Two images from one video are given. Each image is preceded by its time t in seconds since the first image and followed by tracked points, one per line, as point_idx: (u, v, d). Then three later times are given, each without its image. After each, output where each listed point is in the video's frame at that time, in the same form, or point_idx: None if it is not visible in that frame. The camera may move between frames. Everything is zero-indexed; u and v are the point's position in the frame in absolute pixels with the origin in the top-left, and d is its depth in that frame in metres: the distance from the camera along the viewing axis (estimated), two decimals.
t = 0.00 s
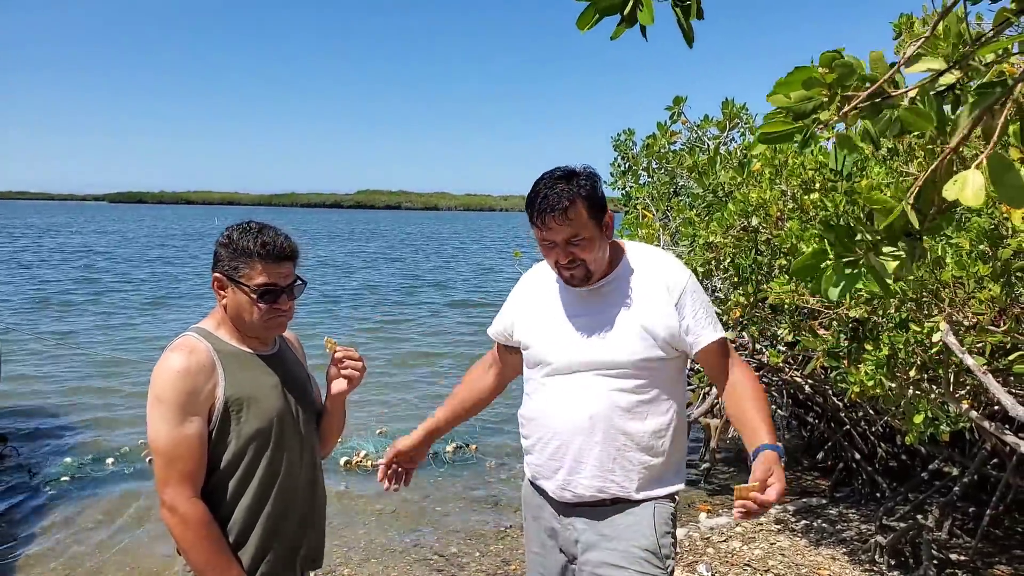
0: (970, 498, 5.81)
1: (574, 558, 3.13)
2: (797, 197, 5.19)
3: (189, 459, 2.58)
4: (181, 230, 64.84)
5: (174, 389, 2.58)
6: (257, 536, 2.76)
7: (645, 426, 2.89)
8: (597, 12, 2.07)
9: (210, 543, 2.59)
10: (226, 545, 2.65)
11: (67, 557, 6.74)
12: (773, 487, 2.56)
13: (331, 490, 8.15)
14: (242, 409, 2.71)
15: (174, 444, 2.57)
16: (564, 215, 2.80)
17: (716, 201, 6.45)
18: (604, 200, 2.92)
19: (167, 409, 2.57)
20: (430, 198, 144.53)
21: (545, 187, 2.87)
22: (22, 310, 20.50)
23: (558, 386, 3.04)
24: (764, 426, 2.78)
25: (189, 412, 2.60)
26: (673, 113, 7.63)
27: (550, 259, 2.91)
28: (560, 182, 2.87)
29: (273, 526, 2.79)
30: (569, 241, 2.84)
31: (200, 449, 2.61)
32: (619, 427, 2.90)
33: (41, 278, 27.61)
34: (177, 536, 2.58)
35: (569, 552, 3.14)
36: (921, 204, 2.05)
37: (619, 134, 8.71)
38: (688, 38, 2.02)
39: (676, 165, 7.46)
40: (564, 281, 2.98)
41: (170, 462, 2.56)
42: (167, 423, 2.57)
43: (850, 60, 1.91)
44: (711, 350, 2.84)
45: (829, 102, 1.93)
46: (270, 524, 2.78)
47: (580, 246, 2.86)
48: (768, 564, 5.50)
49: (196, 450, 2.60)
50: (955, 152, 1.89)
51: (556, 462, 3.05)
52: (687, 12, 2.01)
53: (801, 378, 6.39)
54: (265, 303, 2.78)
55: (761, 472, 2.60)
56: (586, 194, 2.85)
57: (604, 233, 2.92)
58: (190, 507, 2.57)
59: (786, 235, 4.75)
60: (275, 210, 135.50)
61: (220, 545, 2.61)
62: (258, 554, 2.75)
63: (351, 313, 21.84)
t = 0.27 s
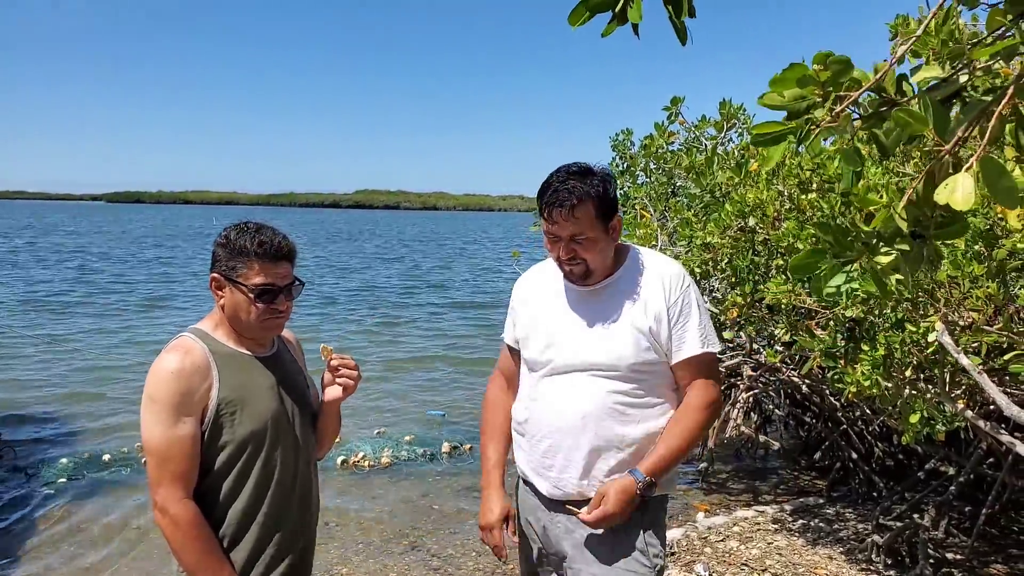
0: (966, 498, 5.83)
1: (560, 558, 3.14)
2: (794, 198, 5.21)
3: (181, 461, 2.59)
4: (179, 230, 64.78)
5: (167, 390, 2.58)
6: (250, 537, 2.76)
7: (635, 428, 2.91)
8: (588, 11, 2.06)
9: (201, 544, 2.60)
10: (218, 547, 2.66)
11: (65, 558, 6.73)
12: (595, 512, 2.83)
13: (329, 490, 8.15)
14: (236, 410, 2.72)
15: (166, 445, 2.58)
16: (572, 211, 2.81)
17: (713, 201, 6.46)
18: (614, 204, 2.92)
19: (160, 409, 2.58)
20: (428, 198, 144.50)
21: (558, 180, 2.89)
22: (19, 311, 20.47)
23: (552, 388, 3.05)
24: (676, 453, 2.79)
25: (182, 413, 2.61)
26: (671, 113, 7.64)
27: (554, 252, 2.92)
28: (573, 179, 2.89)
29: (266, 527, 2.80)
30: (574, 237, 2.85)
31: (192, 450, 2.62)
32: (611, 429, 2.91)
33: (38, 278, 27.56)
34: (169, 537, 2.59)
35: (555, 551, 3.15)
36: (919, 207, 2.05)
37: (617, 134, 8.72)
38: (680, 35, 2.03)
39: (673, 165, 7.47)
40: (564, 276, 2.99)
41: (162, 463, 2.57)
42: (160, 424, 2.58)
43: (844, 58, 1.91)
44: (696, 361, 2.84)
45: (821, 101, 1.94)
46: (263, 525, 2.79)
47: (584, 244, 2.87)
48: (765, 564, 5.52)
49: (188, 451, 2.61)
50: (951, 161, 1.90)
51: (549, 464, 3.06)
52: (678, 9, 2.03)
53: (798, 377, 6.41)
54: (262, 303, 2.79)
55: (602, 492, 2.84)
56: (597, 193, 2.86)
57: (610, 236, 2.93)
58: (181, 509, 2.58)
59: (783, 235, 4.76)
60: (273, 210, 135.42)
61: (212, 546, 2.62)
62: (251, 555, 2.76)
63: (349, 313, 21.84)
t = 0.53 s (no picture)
0: (964, 498, 5.83)
1: (558, 557, 3.12)
2: (791, 198, 5.21)
3: (179, 462, 2.58)
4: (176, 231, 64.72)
5: (166, 392, 2.58)
6: (249, 538, 2.75)
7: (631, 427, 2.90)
8: (583, 12, 2.05)
9: (198, 546, 2.58)
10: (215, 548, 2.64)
11: (62, 560, 6.72)
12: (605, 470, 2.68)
13: (328, 491, 8.14)
14: (235, 414, 2.71)
15: (164, 446, 2.56)
16: (575, 218, 2.79)
17: (710, 201, 6.45)
18: (613, 202, 2.92)
19: (158, 410, 2.57)
20: (426, 199, 144.47)
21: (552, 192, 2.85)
22: (16, 312, 20.44)
23: (549, 387, 3.04)
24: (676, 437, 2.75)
25: (180, 414, 2.60)
26: (669, 113, 7.64)
27: (559, 259, 2.90)
28: (569, 184, 2.85)
29: (265, 530, 2.78)
30: (579, 243, 2.84)
31: (191, 452, 2.61)
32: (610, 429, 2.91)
33: (37, 280, 27.53)
34: (165, 538, 2.57)
35: (553, 551, 3.13)
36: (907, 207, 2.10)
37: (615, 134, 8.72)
38: (672, 35, 2.02)
39: (671, 165, 7.46)
40: (570, 280, 2.99)
41: (159, 464, 2.56)
42: (158, 425, 2.57)
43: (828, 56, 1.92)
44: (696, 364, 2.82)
45: (809, 98, 1.92)
46: (261, 527, 2.77)
47: (588, 248, 2.86)
48: (763, 564, 5.51)
49: (186, 453, 2.59)
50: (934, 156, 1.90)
51: (545, 462, 3.06)
52: (672, 12, 2.02)
53: (796, 377, 6.41)
54: (262, 305, 2.78)
55: (611, 452, 2.72)
56: (595, 197, 2.84)
57: (612, 235, 2.93)
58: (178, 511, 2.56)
59: (781, 235, 4.76)
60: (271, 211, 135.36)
61: (209, 548, 2.61)
62: (250, 558, 2.75)
63: (347, 314, 21.82)
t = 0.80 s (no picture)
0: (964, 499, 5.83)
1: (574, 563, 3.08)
2: (791, 199, 5.21)
3: (182, 461, 2.58)
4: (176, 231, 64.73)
5: (169, 390, 2.59)
6: (252, 540, 2.75)
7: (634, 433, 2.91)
8: (588, 21, 2.04)
9: (200, 545, 2.57)
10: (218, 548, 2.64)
11: (60, 561, 6.71)
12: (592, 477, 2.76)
13: (328, 492, 8.14)
14: (236, 413, 2.71)
15: (167, 445, 2.57)
16: (580, 212, 2.79)
17: (710, 202, 6.45)
18: (614, 199, 2.94)
19: (162, 409, 2.57)
20: (426, 199, 144.49)
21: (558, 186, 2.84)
22: (16, 313, 20.44)
23: (551, 391, 3.04)
24: (671, 439, 2.74)
25: (184, 413, 2.60)
26: (669, 114, 7.64)
27: (561, 255, 2.89)
28: (574, 179, 2.86)
29: (268, 531, 2.78)
30: (582, 238, 2.84)
31: (194, 451, 2.61)
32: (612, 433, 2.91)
33: (36, 280, 27.52)
34: (169, 537, 2.57)
35: (568, 557, 3.09)
36: (908, 207, 2.08)
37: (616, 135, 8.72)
38: (677, 42, 2.02)
39: (671, 166, 7.46)
40: (570, 280, 2.97)
41: (163, 463, 2.56)
42: (161, 424, 2.57)
43: (826, 54, 1.92)
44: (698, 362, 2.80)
45: (807, 97, 1.93)
46: (263, 528, 2.77)
47: (591, 244, 2.86)
48: (763, 565, 5.51)
49: (190, 452, 2.59)
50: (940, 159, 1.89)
51: (548, 467, 3.06)
52: (676, 16, 2.02)
53: (796, 378, 6.41)
54: (265, 308, 2.78)
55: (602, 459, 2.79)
56: (599, 193, 2.85)
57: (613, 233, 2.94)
58: (184, 509, 2.56)
59: (781, 237, 4.77)
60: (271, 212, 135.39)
61: (212, 548, 2.60)
62: (252, 558, 2.75)
63: (346, 314, 21.83)
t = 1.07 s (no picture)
0: (959, 503, 5.86)
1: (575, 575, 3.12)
2: (789, 203, 5.23)
3: (159, 456, 2.60)
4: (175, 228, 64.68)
5: (157, 386, 2.60)
6: (241, 539, 2.77)
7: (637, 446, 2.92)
8: (588, 24, 2.06)
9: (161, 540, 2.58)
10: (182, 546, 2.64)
11: (57, 557, 6.72)
12: (646, 490, 2.60)
13: (324, 490, 8.15)
14: (230, 412, 2.73)
15: (147, 439, 2.59)
16: (572, 221, 2.78)
17: (709, 205, 6.48)
18: (610, 205, 2.92)
19: (147, 403, 2.59)
20: (425, 199, 144.48)
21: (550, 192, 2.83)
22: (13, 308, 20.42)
23: (551, 402, 3.05)
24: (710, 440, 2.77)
25: (170, 411, 2.62)
26: (668, 117, 7.66)
27: (554, 263, 2.89)
28: (567, 185, 2.85)
29: (258, 530, 2.80)
30: (575, 244, 2.83)
31: (173, 448, 2.63)
32: (616, 447, 2.92)
33: (34, 276, 27.49)
34: (134, 526, 2.60)
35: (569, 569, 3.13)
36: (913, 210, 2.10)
37: (615, 137, 8.74)
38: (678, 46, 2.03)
39: (670, 169, 7.48)
40: (564, 286, 2.98)
41: (139, 454, 2.59)
42: (144, 417, 2.59)
43: (833, 61, 1.92)
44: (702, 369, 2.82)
45: (811, 105, 1.95)
46: (254, 527, 2.79)
47: (585, 253, 2.85)
48: (758, 568, 5.53)
49: (168, 449, 2.61)
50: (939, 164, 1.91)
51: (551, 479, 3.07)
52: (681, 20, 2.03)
53: (793, 381, 6.43)
54: (264, 309, 2.79)
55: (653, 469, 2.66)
56: (593, 199, 2.83)
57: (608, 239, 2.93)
58: (155, 507, 2.58)
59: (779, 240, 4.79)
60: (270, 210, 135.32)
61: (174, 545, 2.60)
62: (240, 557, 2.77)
63: (344, 313, 21.83)
